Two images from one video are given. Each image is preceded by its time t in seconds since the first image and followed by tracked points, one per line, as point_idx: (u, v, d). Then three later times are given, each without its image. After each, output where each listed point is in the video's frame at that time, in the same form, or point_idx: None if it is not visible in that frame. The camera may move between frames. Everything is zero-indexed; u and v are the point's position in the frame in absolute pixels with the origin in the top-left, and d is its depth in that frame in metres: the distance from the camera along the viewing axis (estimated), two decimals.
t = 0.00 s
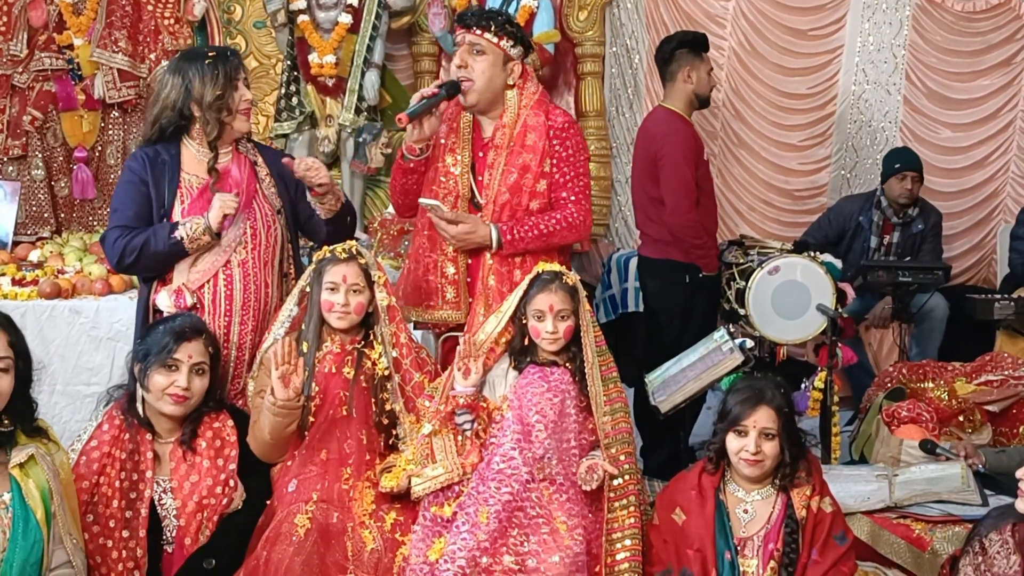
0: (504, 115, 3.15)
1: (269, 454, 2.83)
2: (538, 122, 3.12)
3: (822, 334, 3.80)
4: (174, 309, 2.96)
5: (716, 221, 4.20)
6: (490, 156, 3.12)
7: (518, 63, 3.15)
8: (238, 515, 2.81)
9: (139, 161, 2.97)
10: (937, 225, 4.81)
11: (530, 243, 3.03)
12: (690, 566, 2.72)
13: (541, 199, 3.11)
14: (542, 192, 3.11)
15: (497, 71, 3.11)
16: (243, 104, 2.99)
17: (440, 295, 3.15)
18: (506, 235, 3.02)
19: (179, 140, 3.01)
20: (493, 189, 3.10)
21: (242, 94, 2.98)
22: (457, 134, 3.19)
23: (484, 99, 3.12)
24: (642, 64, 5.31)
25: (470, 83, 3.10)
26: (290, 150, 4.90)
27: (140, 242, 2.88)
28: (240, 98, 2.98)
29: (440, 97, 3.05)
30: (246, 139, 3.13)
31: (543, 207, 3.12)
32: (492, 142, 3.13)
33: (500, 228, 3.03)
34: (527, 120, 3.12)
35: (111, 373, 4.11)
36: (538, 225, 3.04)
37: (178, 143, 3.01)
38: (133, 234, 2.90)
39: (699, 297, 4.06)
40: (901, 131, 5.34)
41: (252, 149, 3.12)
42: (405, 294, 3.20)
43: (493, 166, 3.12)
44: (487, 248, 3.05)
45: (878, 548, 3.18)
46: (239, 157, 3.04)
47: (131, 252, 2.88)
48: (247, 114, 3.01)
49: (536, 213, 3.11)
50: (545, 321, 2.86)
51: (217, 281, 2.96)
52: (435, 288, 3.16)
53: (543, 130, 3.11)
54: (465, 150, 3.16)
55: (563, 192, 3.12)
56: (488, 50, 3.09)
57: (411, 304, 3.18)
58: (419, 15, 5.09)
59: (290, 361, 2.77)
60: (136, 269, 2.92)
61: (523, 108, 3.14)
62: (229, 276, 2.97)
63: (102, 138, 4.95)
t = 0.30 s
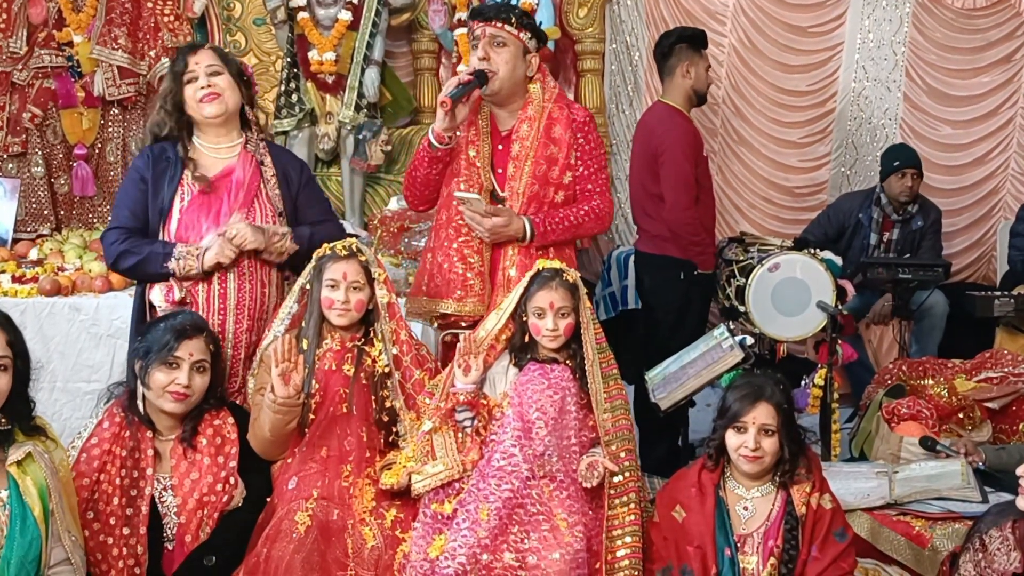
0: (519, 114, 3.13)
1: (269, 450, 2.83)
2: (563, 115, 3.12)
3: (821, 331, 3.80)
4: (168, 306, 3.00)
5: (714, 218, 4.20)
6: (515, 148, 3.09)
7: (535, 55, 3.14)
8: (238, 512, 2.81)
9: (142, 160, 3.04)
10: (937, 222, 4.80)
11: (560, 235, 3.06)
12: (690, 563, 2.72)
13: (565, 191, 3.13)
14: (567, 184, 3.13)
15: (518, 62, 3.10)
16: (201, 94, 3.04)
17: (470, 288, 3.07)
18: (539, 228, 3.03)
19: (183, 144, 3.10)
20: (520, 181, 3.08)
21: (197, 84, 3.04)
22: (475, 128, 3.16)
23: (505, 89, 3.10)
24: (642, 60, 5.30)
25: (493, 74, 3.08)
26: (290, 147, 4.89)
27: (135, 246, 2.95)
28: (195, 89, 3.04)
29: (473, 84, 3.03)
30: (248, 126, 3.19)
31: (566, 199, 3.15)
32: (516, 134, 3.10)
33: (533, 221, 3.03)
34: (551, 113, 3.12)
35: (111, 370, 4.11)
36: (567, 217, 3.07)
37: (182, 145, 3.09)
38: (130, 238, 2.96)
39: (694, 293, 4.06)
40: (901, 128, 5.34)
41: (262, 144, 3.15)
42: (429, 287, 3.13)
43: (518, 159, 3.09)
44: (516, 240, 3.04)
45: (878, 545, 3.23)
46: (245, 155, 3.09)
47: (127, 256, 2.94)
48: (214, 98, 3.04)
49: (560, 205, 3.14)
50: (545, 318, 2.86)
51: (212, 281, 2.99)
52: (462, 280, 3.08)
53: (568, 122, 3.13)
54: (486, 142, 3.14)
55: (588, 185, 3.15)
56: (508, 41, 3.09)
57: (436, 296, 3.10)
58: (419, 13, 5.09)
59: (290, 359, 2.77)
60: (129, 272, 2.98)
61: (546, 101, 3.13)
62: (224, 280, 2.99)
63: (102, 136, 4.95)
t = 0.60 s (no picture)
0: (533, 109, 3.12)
1: (268, 448, 2.84)
2: (576, 112, 3.12)
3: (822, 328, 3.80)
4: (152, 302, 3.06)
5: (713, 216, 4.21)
6: (529, 144, 3.08)
7: (545, 51, 3.15)
8: (238, 510, 2.80)
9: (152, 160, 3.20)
10: (937, 220, 4.81)
11: (576, 230, 3.06)
12: (691, 560, 2.72)
13: (578, 188, 3.13)
14: (580, 180, 3.14)
15: (528, 57, 3.09)
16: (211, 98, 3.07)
17: (487, 283, 3.04)
18: (556, 224, 3.03)
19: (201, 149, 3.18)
20: (536, 177, 3.06)
21: (210, 88, 3.09)
22: (488, 123, 3.15)
23: (515, 84, 3.09)
24: (641, 58, 5.31)
25: (503, 68, 3.07)
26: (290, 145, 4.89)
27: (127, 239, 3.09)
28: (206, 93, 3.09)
29: (486, 74, 3.01)
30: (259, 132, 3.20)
31: (580, 194, 3.15)
32: (530, 130, 3.09)
33: (550, 216, 3.02)
34: (565, 109, 3.12)
35: (111, 368, 4.11)
36: (583, 212, 3.07)
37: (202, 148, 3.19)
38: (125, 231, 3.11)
39: (691, 290, 4.06)
40: (901, 126, 5.34)
41: (268, 152, 3.15)
42: (445, 283, 3.09)
43: (533, 155, 3.07)
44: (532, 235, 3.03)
45: (878, 541, 3.22)
46: (245, 161, 3.09)
47: (118, 248, 3.09)
48: (220, 104, 3.08)
49: (574, 201, 3.14)
50: (545, 315, 2.85)
51: (198, 282, 3.02)
52: (479, 275, 3.05)
53: (580, 119, 3.12)
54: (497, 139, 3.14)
55: (601, 180, 3.17)
56: (518, 36, 3.07)
57: (454, 290, 3.06)
58: (419, 10, 5.09)
59: (289, 356, 2.77)
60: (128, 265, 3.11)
61: (560, 97, 3.13)
62: (201, 282, 3.02)
63: (102, 133, 4.95)
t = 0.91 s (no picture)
0: (535, 109, 3.12)
1: (265, 445, 2.84)
2: (579, 110, 3.12)
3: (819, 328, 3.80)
4: (150, 289, 3.10)
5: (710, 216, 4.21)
6: (533, 142, 3.07)
7: (547, 50, 3.14)
8: (234, 507, 2.81)
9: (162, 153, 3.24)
10: (934, 220, 4.81)
11: (580, 228, 3.06)
12: (687, 558, 2.73)
13: (582, 185, 3.13)
14: (584, 177, 3.13)
15: (529, 54, 3.09)
16: (220, 96, 3.10)
17: (494, 281, 3.05)
18: (561, 222, 3.02)
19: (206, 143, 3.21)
20: (541, 175, 3.06)
21: (219, 84, 3.11)
22: (491, 121, 3.14)
23: (518, 83, 3.09)
24: (640, 57, 5.31)
25: (504, 67, 3.07)
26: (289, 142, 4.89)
27: (135, 231, 3.17)
28: (215, 89, 3.11)
29: (489, 76, 2.99)
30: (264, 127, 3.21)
31: (583, 192, 3.15)
32: (534, 128, 3.08)
33: (555, 215, 3.02)
34: (569, 108, 3.11)
35: (108, 364, 4.10)
36: (588, 210, 3.07)
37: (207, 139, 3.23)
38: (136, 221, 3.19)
39: (688, 289, 4.06)
40: (899, 127, 5.34)
41: (268, 143, 3.17)
42: (454, 283, 3.09)
43: (537, 154, 3.06)
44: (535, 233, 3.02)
45: (873, 542, 3.21)
46: (241, 152, 3.11)
47: (128, 240, 3.17)
48: (228, 104, 3.10)
49: (577, 198, 3.14)
50: (543, 314, 2.85)
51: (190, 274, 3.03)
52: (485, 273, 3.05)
53: (584, 117, 3.12)
54: (500, 138, 3.13)
55: (605, 178, 3.17)
56: (519, 34, 3.08)
57: (462, 290, 3.06)
58: (418, 8, 5.10)
59: (287, 353, 2.74)
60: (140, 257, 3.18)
61: (564, 95, 3.12)
62: (192, 270, 3.04)
63: (100, 129, 4.95)
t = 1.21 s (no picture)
0: (533, 108, 3.12)
1: (258, 446, 2.85)
2: (577, 109, 3.12)
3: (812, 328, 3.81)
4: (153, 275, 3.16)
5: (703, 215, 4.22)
6: (531, 141, 3.08)
7: (546, 49, 3.15)
8: (227, 507, 2.80)
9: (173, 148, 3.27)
10: (926, 220, 4.82)
11: (577, 228, 3.06)
12: (680, 557, 2.74)
13: (579, 185, 3.12)
14: (581, 176, 3.13)
15: (530, 53, 3.10)
16: (229, 94, 3.11)
17: (489, 280, 3.05)
18: (558, 220, 3.03)
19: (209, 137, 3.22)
20: (537, 174, 3.06)
21: (228, 82, 3.12)
22: (488, 121, 3.15)
23: (518, 81, 3.10)
24: (633, 57, 5.32)
25: (504, 66, 3.08)
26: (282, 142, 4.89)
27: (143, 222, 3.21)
28: (223, 87, 3.12)
29: (487, 74, 3.03)
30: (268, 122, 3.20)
31: (580, 191, 3.14)
32: (531, 127, 3.09)
33: (552, 213, 3.02)
34: (565, 107, 3.11)
35: (100, 364, 4.10)
36: (584, 209, 3.06)
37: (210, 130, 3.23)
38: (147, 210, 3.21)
39: (683, 289, 4.07)
40: (891, 126, 5.34)
41: (268, 133, 3.15)
42: (448, 281, 3.09)
43: (535, 152, 3.07)
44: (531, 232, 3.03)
45: (866, 541, 3.23)
46: (240, 140, 3.13)
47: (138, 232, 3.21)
48: (236, 102, 3.12)
49: (574, 197, 3.13)
50: (536, 314, 2.85)
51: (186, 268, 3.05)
52: (479, 272, 3.05)
53: (581, 117, 3.12)
54: (497, 137, 3.13)
55: (602, 178, 3.16)
56: (521, 32, 3.09)
57: (456, 288, 3.06)
58: (411, 7, 5.10)
59: (280, 352, 2.76)
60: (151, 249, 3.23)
61: (561, 95, 3.12)
62: (189, 260, 3.06)
63: (92, 128, 4.93)
